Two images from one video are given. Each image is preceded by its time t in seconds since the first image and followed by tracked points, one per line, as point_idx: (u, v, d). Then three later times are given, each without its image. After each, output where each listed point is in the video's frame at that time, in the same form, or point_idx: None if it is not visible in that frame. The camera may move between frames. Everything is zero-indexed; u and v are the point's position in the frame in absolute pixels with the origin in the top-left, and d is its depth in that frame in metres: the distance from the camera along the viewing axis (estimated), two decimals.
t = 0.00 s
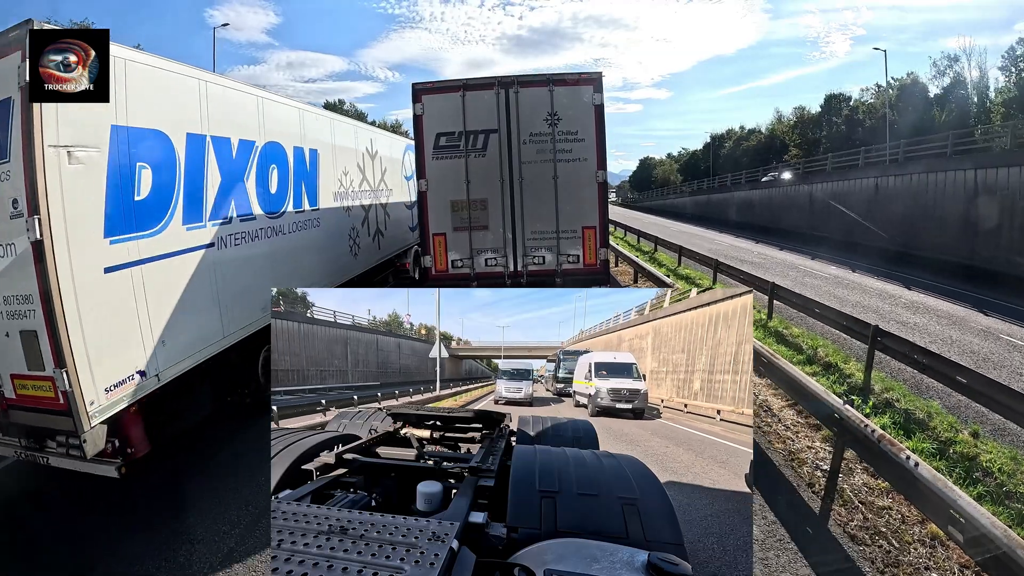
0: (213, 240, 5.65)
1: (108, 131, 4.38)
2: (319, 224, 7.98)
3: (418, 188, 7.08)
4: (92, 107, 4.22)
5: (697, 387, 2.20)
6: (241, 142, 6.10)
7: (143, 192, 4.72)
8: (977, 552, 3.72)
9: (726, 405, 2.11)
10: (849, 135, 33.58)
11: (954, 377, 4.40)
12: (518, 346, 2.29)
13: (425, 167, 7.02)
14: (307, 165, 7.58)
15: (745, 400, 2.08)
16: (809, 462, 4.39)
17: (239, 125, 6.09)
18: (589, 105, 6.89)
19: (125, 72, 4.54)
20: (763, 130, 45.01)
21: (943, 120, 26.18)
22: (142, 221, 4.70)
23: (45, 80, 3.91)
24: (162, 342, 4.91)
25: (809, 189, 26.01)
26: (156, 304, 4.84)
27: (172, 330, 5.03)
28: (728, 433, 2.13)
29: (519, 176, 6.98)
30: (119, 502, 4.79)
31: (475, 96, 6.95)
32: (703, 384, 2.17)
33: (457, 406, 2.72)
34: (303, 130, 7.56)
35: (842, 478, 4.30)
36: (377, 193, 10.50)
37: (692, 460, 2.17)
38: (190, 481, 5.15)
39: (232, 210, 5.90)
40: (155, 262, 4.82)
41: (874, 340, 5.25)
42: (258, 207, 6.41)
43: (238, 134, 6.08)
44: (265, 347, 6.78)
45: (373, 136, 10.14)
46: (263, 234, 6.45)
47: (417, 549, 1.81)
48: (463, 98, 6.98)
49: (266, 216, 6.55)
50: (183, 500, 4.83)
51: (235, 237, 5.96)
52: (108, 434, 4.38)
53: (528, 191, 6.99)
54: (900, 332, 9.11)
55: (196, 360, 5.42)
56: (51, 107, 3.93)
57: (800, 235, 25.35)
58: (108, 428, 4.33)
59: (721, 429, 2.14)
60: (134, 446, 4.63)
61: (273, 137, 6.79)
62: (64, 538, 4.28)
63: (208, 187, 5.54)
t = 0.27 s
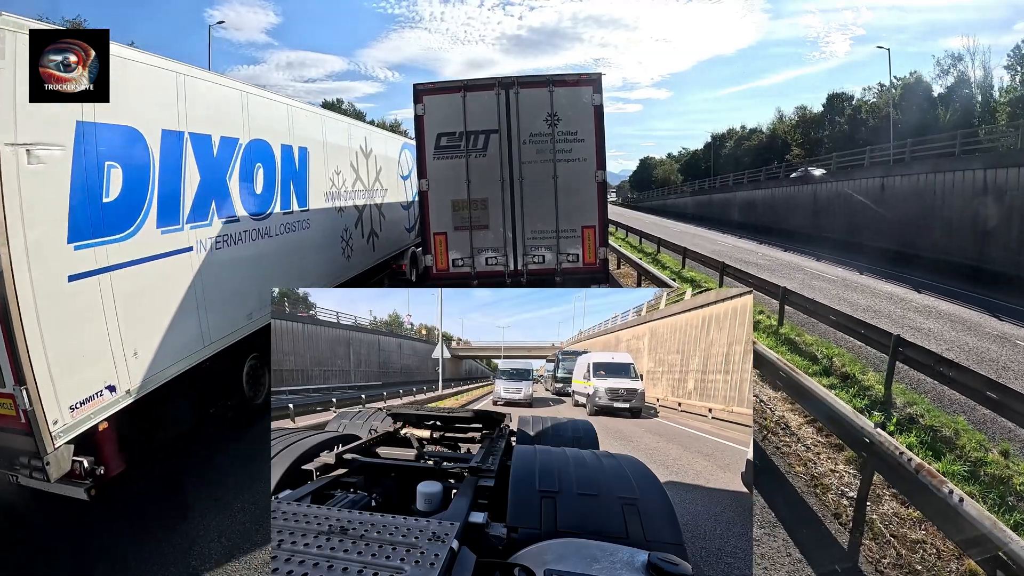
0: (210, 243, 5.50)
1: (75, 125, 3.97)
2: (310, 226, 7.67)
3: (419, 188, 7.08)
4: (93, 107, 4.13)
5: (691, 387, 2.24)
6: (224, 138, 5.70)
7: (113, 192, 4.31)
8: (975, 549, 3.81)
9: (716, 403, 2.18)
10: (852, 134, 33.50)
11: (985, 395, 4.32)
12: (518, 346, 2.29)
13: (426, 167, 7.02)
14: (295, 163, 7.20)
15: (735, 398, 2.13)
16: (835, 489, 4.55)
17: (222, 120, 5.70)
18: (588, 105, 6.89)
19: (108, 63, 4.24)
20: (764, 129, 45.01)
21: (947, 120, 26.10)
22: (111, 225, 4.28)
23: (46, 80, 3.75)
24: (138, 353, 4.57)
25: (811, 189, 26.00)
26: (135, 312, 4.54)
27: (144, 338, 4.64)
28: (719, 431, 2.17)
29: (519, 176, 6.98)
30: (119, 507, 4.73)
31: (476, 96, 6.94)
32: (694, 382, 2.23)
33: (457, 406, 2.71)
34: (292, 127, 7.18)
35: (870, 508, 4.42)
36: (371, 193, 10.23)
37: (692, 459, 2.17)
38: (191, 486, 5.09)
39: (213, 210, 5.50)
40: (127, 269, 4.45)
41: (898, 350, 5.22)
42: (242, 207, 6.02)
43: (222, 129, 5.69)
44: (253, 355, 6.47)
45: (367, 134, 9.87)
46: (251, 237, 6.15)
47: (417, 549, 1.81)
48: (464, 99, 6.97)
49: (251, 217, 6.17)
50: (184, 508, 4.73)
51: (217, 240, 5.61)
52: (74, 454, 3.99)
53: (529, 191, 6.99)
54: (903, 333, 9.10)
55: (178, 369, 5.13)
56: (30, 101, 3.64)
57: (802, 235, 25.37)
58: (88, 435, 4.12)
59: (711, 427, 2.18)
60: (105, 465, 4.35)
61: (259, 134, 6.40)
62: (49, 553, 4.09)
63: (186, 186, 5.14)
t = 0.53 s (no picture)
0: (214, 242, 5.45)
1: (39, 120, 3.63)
2: (301, 227, 7.33)
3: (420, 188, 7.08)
4: (94, 108, 4.07)
5: (685, 386, 2.28)
6: (207, 135, 5.33)
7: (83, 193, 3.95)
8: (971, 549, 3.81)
9: (709, 401, 2.23)
10: (855, 134, 33.41)
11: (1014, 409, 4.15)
12: (518, 346, 2.31)
13: (427, 167, 7.03)
14: (284, 163, 6.82)
15: (727, 396, 2.18)
16: (864, 521, 4.32)
17: (206, 115, 5.32)
18: (587, 106, 6.89)
19: (108, 62, 4.19)
20: (765, 129, 45.02)
21: (951, 120, 25.99)
22: (80, 229, 3.92)
23: (46, 80, 3.71)
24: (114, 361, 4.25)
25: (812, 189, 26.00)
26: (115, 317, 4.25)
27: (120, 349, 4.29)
28: (710, 428, 2.21)
29: (519, 176, 6.98)
30: (121, 510, 4.65)
31: (476, 97, 6.94)
32: (687, 382, 2.27)
33: (456, 406, 2.71)
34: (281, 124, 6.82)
35: (882, 522, 4.26)
36: (365, 194, 9.91)
37: (691, 459, 2.18)
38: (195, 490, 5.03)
39: (195, 212, 5.12)
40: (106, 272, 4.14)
41: (921, 362, 5.01)
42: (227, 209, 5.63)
43: (205, 125, 5.32)
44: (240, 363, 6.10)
45: (361, 134, 9.60)
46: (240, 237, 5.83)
47: (417, 549, 1.81)
48: (464, 100, 6.97)
49: (236, 219, 5.78)
50: (187, 515, 4.65)
51: (202, 242, 5.27)
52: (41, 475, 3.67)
53: (529, 191, 7.00)
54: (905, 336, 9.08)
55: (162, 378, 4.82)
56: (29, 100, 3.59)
57: (802, 235, 25.38)
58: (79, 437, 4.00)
59: (703, 424, 2.22)
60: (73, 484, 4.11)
61: (246, 132, 6.02)
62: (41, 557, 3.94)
63: (165, 186, 4.76)
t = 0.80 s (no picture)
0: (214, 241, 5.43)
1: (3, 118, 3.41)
2: (292, 229, 7.05)
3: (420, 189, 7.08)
4: (94, 108, 4.06)
5: (680, 385, 2.26)
6: (188, 135, 5.07)
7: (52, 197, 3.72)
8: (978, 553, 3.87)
9: (701, 399, 2.24)
10: (857, 134, 33.36)
11: None
12: (516, 346, 2.28)
13: (427, 168, 7.02)
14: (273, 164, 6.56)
15: (719, 395, 2.21)
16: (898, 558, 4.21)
17: (189, 115, 5.09)
18: (586, 108, 6.89)
19: (108, 62, 4.16)
20: (767, 129, 45.00)
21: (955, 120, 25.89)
22: (49, 235, 3.69)
23: (46, 80, 3.70)
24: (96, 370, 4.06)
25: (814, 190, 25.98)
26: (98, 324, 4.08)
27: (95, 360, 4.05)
28: (702, 425, 2.22)
29: (519, 176, 6.98)
30: (120, 512, 4.62)
31: (476, 98, 6.94)
32: (679, 381, 2.27)
33: (456, 406, 2.71)
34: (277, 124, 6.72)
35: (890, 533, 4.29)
36: (359, 194, 9.64)
37: (691, 459, 2.18)
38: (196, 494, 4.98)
39: (176, 215, 4.88)
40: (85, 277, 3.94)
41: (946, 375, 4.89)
42: (212, 212, 5.38)
43: (188, 124, 5.09)
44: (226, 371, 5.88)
45: (356, 133, 9.37)
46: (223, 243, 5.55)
47: (417, 549, 1.81)
48: (464, 101, 6.97)
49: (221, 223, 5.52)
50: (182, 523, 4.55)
51: (185, 247, 5.02)
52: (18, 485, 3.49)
53: (529, 192, 7.00)
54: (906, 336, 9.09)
55: (156, 384, 4.73)
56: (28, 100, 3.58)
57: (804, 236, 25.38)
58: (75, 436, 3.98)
59: (695, 421, 2.23)
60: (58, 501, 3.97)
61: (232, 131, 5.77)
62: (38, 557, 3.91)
63: (143, 188, 4.52)
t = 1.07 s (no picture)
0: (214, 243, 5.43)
1: None
2: (283, 232, 6.82)
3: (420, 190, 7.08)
4: (94, 108, 4.05)
5: (674, 384, 2.24)
6: (171, 134, 4.85)
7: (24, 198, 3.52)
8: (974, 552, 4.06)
9: (694, 398, 2.20)
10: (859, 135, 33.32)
11: None
12: (516, 346, 2.28)
13: (427, 169, 7.02)
14: (262, 165, 6.33)
15: (711, 393, 2.16)
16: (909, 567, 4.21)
17: (172, 112, 4.88)
18: (586, 109, 6.90)
19: (109, 63, 4.16)
20: (768, 130, 45.01)
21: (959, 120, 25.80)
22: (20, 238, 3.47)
23: (46, 80, 3.69)
24: (88, 374, 3.99)
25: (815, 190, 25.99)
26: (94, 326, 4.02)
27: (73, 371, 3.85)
28: (695, 423, 2.20)
29: (519, 177, 6.98)
30: (119, 513, 4.64)
31: (477, 100, 6.94)
32: (674, 380, 2.24)
33: (455, 406, 2.70)
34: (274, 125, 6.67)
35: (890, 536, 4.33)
36: (355, 195, 9.41)
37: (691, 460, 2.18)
38: (195, 497, 4.96)
39: (157, 218, 4.66)
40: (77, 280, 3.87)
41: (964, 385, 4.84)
42: (197, 216, 5.16)
43: (172, 123, 4.89)
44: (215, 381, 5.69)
45: (350, 132, 9.15)
46: (208, 246, 5.32)
47: (417, 549, 1.81)
48: (465, 102, 6.97)
49: (207, 227, 5.31)
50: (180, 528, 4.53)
51: (167, 251, 4.80)
52: None
53: (529, 193, 7.00)
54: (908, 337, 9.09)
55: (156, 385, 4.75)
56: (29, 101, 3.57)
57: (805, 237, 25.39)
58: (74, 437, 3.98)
59: (688, 420, 2.22)
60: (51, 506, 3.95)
61: (218, 131, 5.53)
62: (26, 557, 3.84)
63: (122, 190, 4.31)
